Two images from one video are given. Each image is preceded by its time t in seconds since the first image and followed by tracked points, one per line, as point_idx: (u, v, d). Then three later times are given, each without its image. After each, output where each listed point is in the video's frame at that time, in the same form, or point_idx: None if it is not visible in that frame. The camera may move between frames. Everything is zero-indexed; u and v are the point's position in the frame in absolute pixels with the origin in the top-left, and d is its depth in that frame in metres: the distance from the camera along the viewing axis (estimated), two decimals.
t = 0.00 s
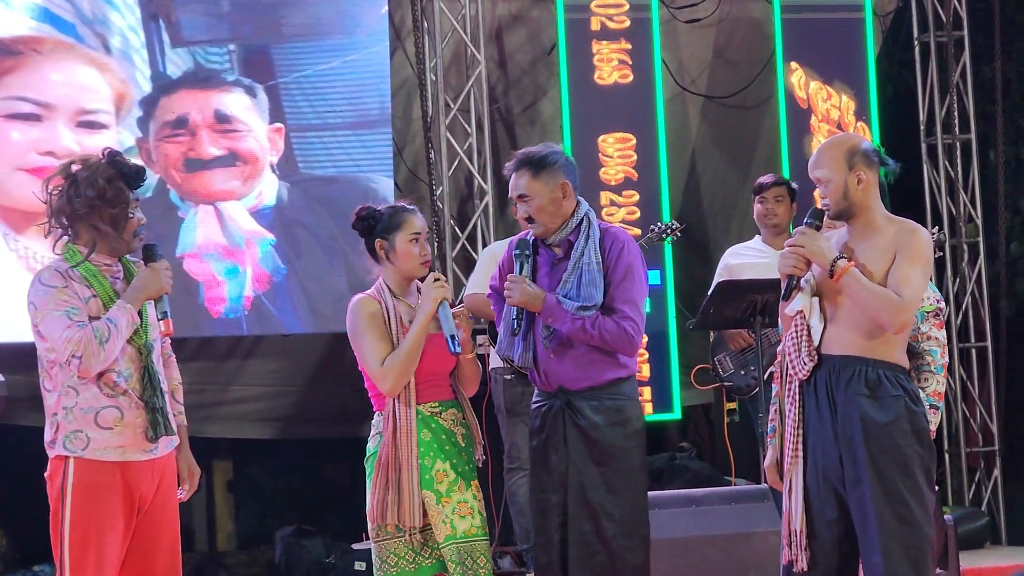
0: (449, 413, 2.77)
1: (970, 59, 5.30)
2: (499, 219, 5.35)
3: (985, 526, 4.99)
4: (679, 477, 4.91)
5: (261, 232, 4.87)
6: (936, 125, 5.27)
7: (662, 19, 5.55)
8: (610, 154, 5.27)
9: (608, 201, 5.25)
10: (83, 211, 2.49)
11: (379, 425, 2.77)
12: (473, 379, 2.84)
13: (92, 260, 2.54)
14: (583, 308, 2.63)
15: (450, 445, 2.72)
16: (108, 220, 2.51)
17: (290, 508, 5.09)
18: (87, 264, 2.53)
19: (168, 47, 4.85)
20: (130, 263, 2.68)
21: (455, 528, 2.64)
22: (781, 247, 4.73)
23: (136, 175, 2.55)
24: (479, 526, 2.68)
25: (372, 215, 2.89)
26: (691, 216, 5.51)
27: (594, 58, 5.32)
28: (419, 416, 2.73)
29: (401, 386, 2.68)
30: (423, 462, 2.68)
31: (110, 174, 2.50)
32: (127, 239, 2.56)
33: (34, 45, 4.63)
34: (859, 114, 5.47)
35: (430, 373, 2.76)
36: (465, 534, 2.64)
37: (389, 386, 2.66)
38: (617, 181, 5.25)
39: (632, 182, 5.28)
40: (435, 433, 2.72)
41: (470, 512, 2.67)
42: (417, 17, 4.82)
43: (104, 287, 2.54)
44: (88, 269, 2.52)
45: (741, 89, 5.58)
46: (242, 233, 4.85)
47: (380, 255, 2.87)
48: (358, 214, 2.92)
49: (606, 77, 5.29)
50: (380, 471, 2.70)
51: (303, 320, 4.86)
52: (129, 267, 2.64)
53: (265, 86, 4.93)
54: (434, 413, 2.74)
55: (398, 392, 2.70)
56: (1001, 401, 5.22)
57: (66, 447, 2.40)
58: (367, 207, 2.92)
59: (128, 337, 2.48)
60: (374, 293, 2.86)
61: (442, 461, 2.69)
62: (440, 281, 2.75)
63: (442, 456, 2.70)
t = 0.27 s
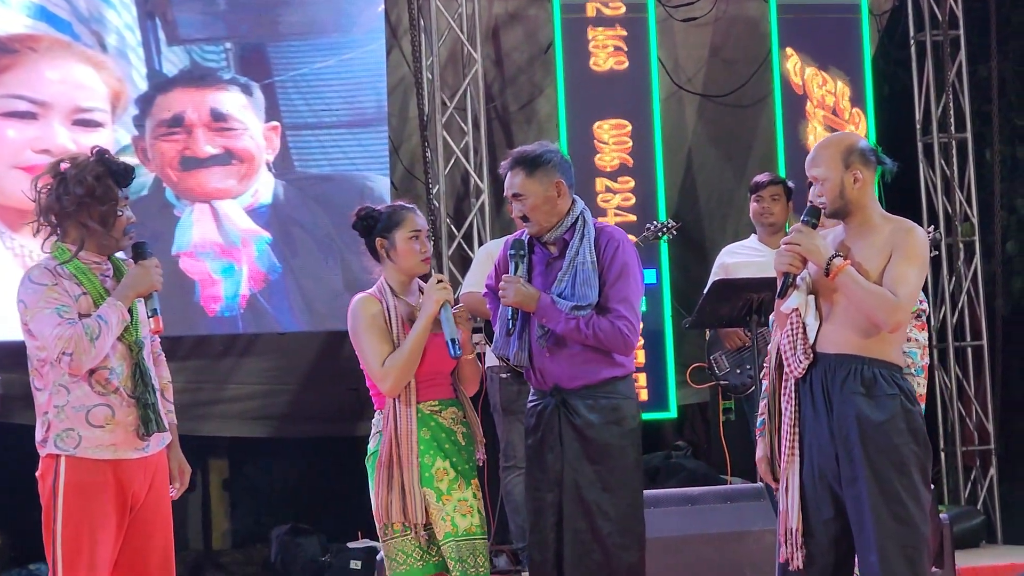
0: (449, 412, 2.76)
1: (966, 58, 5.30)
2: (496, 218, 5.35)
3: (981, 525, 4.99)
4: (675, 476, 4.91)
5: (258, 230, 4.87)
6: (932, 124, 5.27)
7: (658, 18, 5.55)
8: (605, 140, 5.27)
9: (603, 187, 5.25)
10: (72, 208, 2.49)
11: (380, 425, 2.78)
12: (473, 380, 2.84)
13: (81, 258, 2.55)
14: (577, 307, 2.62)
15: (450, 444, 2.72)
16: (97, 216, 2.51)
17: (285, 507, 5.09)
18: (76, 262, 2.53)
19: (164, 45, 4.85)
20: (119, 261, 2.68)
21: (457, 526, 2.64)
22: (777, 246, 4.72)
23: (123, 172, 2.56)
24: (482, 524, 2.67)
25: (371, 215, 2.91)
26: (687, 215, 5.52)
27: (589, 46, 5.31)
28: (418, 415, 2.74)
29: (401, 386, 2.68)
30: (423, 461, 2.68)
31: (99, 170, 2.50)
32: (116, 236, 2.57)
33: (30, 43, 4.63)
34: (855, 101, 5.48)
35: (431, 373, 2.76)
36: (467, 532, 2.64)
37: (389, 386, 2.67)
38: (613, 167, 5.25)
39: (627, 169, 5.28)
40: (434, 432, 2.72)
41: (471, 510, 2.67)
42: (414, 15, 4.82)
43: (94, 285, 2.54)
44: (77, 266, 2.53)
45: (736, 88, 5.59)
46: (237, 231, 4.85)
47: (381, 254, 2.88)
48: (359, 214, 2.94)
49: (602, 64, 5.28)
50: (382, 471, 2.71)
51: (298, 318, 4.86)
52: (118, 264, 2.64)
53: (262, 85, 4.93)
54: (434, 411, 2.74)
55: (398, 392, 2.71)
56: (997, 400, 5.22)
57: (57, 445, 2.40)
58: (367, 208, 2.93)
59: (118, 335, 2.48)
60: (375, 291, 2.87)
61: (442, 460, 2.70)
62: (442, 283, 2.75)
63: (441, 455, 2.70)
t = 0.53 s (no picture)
0: (439, 410, 2.74)
1: (963, 57, 5.30)
2: (493, 216, 5.35)
3: (977, 525, 4.98)
4: (671, 475, 4.92)
5: (254, 229, 4.86)
6: (929, 123, 5.28)
7: (655, 17, 5.55)
8: (601, 127, 5.27)
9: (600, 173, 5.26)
10: (64, 206, 2.49)
11: (370, 422, 2.79)
12: (472, 379, 2.81)
13: (73, 256, 2.55)
14: (583, 306, 2.62)
15: (438, 443, 2.70)
16: (88, 214, 2.51)
17: (282, 506, 5.09)
18: (68, 260, 2.53)
19: (161, 45, 4.85)
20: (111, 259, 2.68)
21: (438, 525, 2.63)
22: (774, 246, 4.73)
23: (116, 169, 2.56)
24: (467, 525, 2.65)
25: (368, 211, 2.90)
26: (684, 214, 5.52)
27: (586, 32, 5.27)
28: (406, 414, 2.73)
29: (385, 386, 2.70)
30: (407, 459, 2.68)
31: (91, 169, 2.50)
32: (108, 235, 2.57)
33: (27, 41, 4.64)
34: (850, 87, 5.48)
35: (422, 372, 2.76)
36: (449, 532, 2.63)
37: (373, 386, 2.69)
38: (609, 153, 5.28)
39: (623, 156, 5.29)
40: (421, 430, 2.71)
41: (457, 510, 2.65)
42: (411, 14, 4.82)
43: (86, 282, 2.55)
44: (69, 264, 2.53)
45: (733, 87, 5.59)
46: (234, 230, 4.84)
47: (376, 250, 2.89)
48: (357, 210, 2.93)
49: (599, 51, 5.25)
50: (368, 468, 2.72)
51: (295, 317, 4.85)
52: (110, 262, 2.65)
53: (259, 84, 4.93)
54: (422, 409, 2.72)
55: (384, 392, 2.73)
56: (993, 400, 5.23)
57: (48, 443, 2.40)
58: (365, 203, 2.92)
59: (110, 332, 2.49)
60: (368, 290, 2.87)
61: (428, 459, 2.68)
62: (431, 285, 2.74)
63: (426, 454, 2.68)
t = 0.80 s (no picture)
0: (424, 410, 2.73)
1: (959, 55, 5.30)
2: (489, 215, 5.35)
3: (974, 523, 4.98)
4: (668, 474, 4.91)
5: (250, 228, 4.86)
6: (926, 122, 5.27)
7: (651, 16, 5.55)
8: (598, 114, 5.23)
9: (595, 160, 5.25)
10: (57, 205, 2.50)
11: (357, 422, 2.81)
12: (467, 375, 2.79)
13: (66, 255, 2.55)
14: (590, 306, 2.62)
15: (420, 442, 2.69)
16: (81, 214, 2.51)
17: (278, 505, 5.09)
18: (61, 259, 2.53)
19: (157, 43, 4.85)
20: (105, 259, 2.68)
21: (418, 526, 2.63)
22: (770, 244, 4.73)
23: (109, 169, 2.55)
24: (449, 525, 2.63)
25: (365, 209, 2.90)
26: (681, 213, 5.52)
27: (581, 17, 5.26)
28: (389, 413, 2.75)
29: (364, 384, 2.73)
30: (387, 458, 2.70)
31: (85, 167, 2.50)
32: (100, 234, 2.56)
33: (24, 40, 4.64)
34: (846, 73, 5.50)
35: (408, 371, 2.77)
36: (430, 532, 2.62)
37: (351, 384, 2.72)
38: (605, 138, 5.27)
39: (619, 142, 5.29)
40: (403, 430, 2.72)
41: (439, 511, 2.64)
42: (407, 13, 4.83)
43: (79, 281, 2.54)
44: (62, 263, 2.53)
45: (730, 86, 5.59)
46: (230, 229, 4.84)
47: (371, 248, 2.89)
48: (353, 208, 2.93)
49: (594, 36, 5.27)
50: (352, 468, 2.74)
51: (292, 316, 4.85)
52: (103, 262, 2.64)
53: (255, 82, 4.93)
54: (405, 409, 2.73)
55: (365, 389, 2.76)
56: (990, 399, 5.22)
57: (42, 443, 2.41)
58: (361, 202, 2.93)
59: (103, 331, 2.49)
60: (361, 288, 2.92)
61: (409, 458, 2.68)
62: (412, 286, 2.72)
63: (408, 453, 2.69)
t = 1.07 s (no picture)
0: (418, 409, 2.73)
1: (956, 55, 5.30)
2: (487, 215, 5.35)
3: (971, 522, 4.98)
4: (666, 473, 4.90)
5: (248, 228, 4.86)
6: (923, 121, 5.27)
7: (649, 15, 5.53)
8: (594, 101, 5.33)
9: (592, 147, 5.32)
10: (52, 205, 2.49)
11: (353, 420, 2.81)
12: (465, 375, 2.78)
13: (61, 255, 2.55)
14: (594, 309, 2.62)
15: (413, 442, 2.69)
16: (77, 214, 2.51)
17: (276, 505, 5.09)
18: (57, 259, 2.54)
19: (154, 43, 4.85)
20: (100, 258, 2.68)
21: (410, 526, 2.63)
22: (767, 243, 4.74)
23: (105, 169, 2.55)
24: (440, 525, 2.63)
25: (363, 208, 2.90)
26: (678, 212, 5.51)
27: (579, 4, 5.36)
28: (383, 412, 2.75)
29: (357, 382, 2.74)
30: (380, 457, 2.70)
31: (80, 168, 2.50)
32: (96, 234, 2.56)
33: (21, 40, 4.64)
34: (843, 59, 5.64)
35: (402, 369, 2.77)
36: (422, 532, 2.62)
37: (345, 382, 2.75)
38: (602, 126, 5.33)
39: (616, 130, 5.36)
40: (396, 429, 2.71)
41: (431, 510, 2.64)
42: (405, 12, 4.83)
43: (75, 281, 2.55)
44: (57, 263, 2.53)
45: (727, 86, 5.59)
46: (227, 228, 4.84)
47: (368, 248, 2.90)
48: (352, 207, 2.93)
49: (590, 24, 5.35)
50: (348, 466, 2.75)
51: (290, 315, 4.85)
52: (98, 262, 2.64)
53: (252, 82, 4.92)
54: (398, 408, 2.73)
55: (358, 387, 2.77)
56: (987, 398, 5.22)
57: (38, 443, 2.41)
58: (360, 200, 2.93)
59: (99, 332, 2.49)
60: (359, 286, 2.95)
61: (402, 458, 2.68)
62: (404, 286, 2.70)
63: (401, 452, 2.68)
